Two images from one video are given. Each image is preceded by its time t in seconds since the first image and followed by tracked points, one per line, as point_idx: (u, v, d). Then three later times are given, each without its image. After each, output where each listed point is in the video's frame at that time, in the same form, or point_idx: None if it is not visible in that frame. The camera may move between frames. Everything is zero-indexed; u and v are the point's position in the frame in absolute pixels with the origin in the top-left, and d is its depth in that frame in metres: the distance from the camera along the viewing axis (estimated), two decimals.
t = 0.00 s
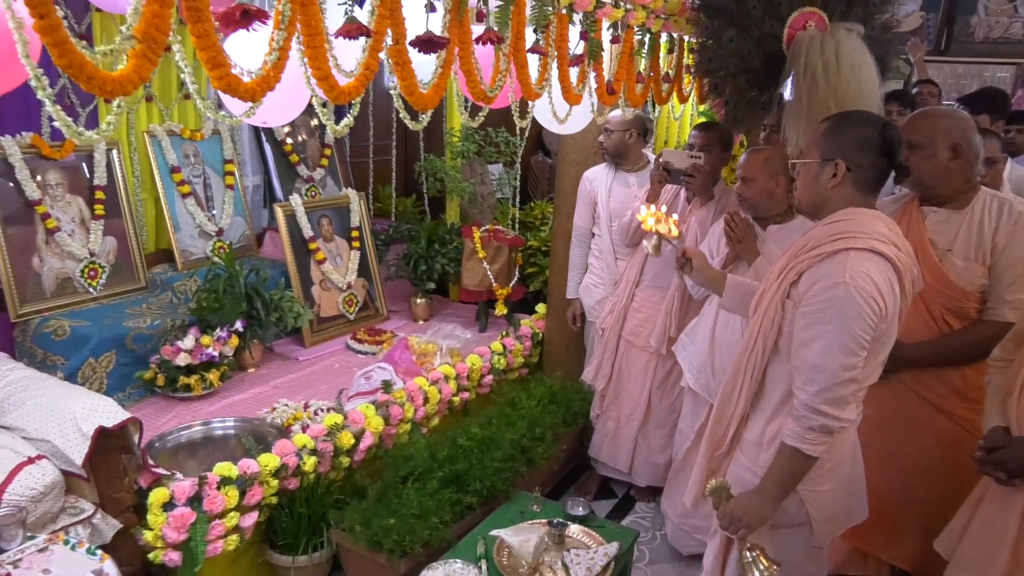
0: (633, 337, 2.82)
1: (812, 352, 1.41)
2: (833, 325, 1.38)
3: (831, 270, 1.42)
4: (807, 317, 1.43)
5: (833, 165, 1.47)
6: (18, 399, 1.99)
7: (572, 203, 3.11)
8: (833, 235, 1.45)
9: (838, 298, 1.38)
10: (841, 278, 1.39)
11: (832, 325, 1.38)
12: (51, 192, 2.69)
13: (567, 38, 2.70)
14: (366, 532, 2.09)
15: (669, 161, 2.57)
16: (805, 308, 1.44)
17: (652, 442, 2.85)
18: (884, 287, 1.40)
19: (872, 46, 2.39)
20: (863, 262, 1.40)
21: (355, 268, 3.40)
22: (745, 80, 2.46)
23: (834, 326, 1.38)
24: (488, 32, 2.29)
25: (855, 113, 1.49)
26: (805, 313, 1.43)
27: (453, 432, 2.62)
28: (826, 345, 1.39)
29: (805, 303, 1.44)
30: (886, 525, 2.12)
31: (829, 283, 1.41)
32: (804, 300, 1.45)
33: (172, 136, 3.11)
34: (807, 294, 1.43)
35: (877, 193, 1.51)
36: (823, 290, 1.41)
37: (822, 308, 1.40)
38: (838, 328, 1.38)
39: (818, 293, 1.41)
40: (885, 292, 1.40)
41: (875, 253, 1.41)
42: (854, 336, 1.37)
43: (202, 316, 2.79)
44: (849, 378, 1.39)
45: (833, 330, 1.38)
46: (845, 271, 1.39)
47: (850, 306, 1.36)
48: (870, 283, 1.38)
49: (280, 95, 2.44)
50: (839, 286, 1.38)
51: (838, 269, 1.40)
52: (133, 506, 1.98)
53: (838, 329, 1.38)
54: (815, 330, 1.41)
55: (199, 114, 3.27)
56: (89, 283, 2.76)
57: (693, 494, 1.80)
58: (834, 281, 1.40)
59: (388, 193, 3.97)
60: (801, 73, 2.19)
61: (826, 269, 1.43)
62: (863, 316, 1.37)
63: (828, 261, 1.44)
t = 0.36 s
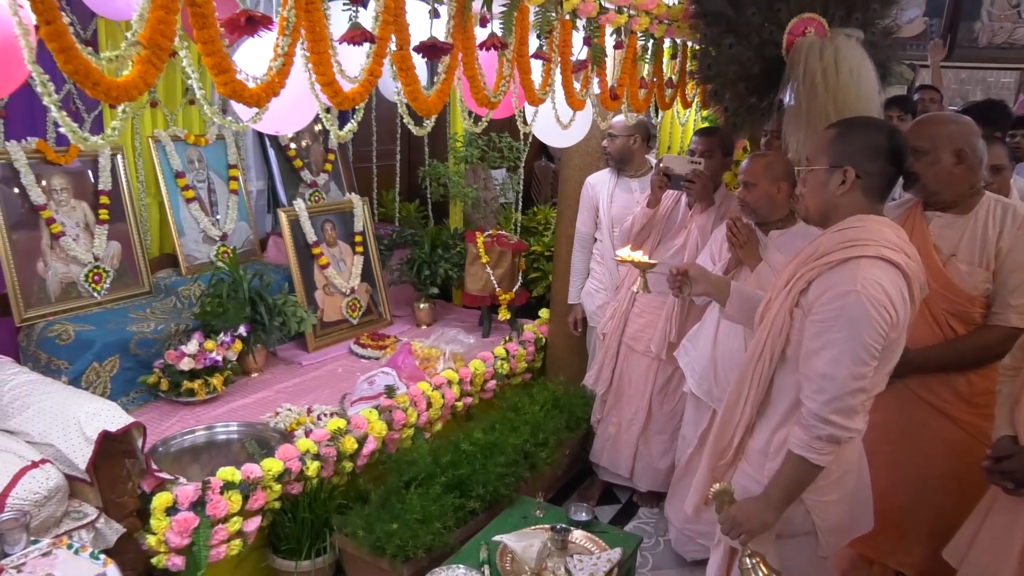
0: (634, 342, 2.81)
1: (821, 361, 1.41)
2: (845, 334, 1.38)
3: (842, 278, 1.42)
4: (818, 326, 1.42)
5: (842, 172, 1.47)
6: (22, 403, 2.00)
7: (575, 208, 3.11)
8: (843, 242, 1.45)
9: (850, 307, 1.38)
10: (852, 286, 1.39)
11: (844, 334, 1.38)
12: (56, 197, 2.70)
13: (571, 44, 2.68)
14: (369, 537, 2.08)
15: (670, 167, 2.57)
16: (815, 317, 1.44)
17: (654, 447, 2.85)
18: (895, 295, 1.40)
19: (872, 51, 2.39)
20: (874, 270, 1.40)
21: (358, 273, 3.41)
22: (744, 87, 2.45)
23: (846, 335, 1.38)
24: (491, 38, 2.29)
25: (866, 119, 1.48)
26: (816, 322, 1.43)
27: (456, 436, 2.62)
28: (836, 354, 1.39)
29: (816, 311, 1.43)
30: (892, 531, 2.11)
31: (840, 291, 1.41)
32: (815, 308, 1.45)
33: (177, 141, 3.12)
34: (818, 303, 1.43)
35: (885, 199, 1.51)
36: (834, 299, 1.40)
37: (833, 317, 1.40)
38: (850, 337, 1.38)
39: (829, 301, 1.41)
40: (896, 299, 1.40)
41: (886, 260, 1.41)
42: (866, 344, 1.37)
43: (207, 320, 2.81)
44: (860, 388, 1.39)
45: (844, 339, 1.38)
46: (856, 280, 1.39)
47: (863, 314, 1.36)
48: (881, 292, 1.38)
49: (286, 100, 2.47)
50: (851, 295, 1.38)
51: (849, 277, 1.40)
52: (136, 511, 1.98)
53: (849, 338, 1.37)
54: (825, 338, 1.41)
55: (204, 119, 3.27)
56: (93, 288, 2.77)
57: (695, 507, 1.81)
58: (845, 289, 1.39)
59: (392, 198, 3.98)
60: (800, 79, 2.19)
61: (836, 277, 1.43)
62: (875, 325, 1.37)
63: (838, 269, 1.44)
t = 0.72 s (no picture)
0: (640, 347, 2.81)
1: (840, 377, 1.40)
2: (865, 348, 1.36)
3: (859, 289, 1.41)
4: (836, 340, 1.41)
5: (856, 179, 1.46)
6: (29, 407, 1.99)
7: (580, 212, 3.10)
8: (859, 253, 1.45)
9: (870, 320, 1.36)
10: (871, 299, 1.38)
11: (863, 348, 1.37)
12: (65, 202, 2.71)
13: (577, 49, 2.69)
14: (375, 542, 2.09)
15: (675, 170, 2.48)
16: (832, 331, 1.43)
17: (659, 452, 2.84)
18: (913, 306, 1.39)
19: (878, 57, 2.38)
20: (891, 281, 1.39)
21: (364, 277, 3.42)
22: (748, 92, 2.46)
23: (866, 349, 1.37)
24: (498, 44, 2.30)
25: (879, 125, 1.48)
26: (833, 336, 1.42)
27: (461, 441, 2.62)
28: (856, 369, 1.37)
29: (834, 325, 1.42)
30: (900, 537, 2.09)
31: (858, 304, 1.40)
32: (831, 322, 1.44)
33: (184, 146, 3.13)
34: (835, 316, 1.42)
35: (898, 207, 1.50)
36: (853, 313, 1.39)
37: (852, 330, 1.38)
38: (870, 351, 1.36)
39: (846, 315, 1.40)
40: (914, 311, 1.39)
41: (902, 271, 1.41)
42: (886, 358, 1.36)
43: (213, 324, 2.81)
44: (880, 403, 1.38)
45: (864, 353, 1.37)
46: (875, 292, 1.38)
47: (883, 328, 1.35)
48: (900, 304, 1.37)
49: (295, 107, 2.48)
50: (870, 308, 1.37)
51: (867, 290, 1.39)
52: (142, 515, 1.99)
53: (869, 352, 1.36)
54: (844, 353, 1.40)
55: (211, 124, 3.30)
56: (101, 292, 2.78)
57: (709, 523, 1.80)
58: (864, 302, 1.38)
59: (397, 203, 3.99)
60: (802, 84, 2.19)
61: (854, 289, 1.42)
62: (895, 338, 1.36)
63: (854, 281, 1.43)
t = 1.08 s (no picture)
0: (647, 352, 2.81)
1: (845, 386, 1.39)
2: (869, 357, 1.36)
3: (864, 297, 1.41)
4: (839, 348, 1.41)
5: (862, 185, 1.46)
6: (37, 409, 2.01)
7: (587, 217, 3.11)
8: (864, 260, 1.45)
9: (875, 328, 1.36)
10: (876, 307, 1.37)
11: (868, 356, 1.36)
12: (73, 206, 2.73)
13: (584, 53, 2.69)
14: (380, 546, 2.08)
15: (683, 175, 2.45)
16: (837, 339, 1.42)
17: (667, 457, 2.83)
18: (919, 314, 1.38)
19: (885, 61, 2.37)
20: (896, 289, 1.39)
21: (370, 281, 3.42)
22: (755, 97, 2.44)
23: (870, 357, 1.36)
24: (504, 49, 2.30)
25: (886, 130, 1.48)
26: (837, 344, 1.42)
27: (467, 445, 2.61)
28: (860, 379, 1.37)
29: (838, 333, 1.42)
30: (908, 543, 2.05)
31: (863, 312, 1.39)
32: (836, 329, 1.44)
33: (191, 150, 3.15)
34: (840, 324, 1.41)
35: (905, 214, 1.50)
36: (857, 320, 1.39)
37: (856, 338, 1.38)
38: (874, 360, 1.36)
39: (850, 323, 1.40)
40: (919, 319, 1.38)
41: (907, 279, 1.40)
42: (890, 367, 1.35)
43: (219, 328, 2.81)
44: (885, 413, 1.37)
45: (868, 362, 1.36)
46: (880, 300, 1.38)
47: (887, 336, 1.35)
48: (905, 312, 1.37)
49: (301, 111, 2.50)
50: (875, 316, 1.36)
51: (872, 297, 1.39)
52: (148, 518, 1.97)
53: (873, 361, 1.36)
54: (848, 361, 1.39)
55: (218, 128, 3.32)
56: (108, 295, 2.80)
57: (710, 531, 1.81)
58: (868, 310, 1.38)
59: (403, 207, 4.01)
60: (809, 89, 2.19)
61: (859, 297, 1.42)
62: (900, 346, 1.35)
63: (859, 289, 1.43)
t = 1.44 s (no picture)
0: (658, 358, 2.80)
1: (854, 394, 1.39)
2: (881, 365, 1.35)
3: (877, 304, 1.40)
4: (850, 355, 1.40)
5: (873, 192, 1.45)
6: (50, 411, 2.03)
7: (597, 221, 3.10)
8: (877, 267, 1.44)
9: (886, 337, 1.35)
10: (888, 315, 1.37)
11: (879, 364, 1.35)
12: (86, 210, 2.75)
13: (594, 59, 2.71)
14: (388, 550, 2.08)
15: (693, 181, 2.36)
16: (848, 346, 1.42)
17: (677, 463, 2.82)
18: (932, 323, 1.37)
19: (899, 67, 2.36)
20: (909, 297, 1.38)
21: (380, 285, 3.43)
22: (769, 102, 2.45)
23: (881, 366, 1.35)
24: (515, 54, 2.29)
25: (898, 135, 1.47)
26: (848, 351, 1.41)
27: (477, 450, 2.61)
28: (870, 387, 1.36)
29: (849, 341, 1.41)
30: (919, 551, 2.00)
31: (875, 320, 1.39)
32: (848, 337, 1.43)
33: (204, 154, 3.17)
34: (851, 331, 1.41)
35: (918, 220, 1.49)
36: (869, 328, 1.38)
37: (868, 346, 1.37)
38: (885, 368, 1.35)
39: (862, 331, 1.39)
40: (933, 327, 1.37)
41: (921, 286, 1.39)
42: (902, 376, 1.34)
43: (230, 331, 2.83)
44: (894, 421, 1.36)
45: (879, 370, 1.35)
46: (892, 308, 1.37)
47: (899, 344, 1.34)
48: (918, 320, 1.36)
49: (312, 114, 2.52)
50: (887, 324, 1.36)
51: (885, 305, 1.38)
52: (159, 519, 1.98)
53: (885, 369, 1.35)
54: (859, 370, 1.39)
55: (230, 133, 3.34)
56: (121, 298, 2.82)
57: (720, 540, 1.80)
58: (880, 318, 1.37)
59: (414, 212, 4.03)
60: (824, 94, 2.17)
61: (871, 304, 1.41)
62: (912, 355, 1.34)
63: (871, 296, 1.43)
